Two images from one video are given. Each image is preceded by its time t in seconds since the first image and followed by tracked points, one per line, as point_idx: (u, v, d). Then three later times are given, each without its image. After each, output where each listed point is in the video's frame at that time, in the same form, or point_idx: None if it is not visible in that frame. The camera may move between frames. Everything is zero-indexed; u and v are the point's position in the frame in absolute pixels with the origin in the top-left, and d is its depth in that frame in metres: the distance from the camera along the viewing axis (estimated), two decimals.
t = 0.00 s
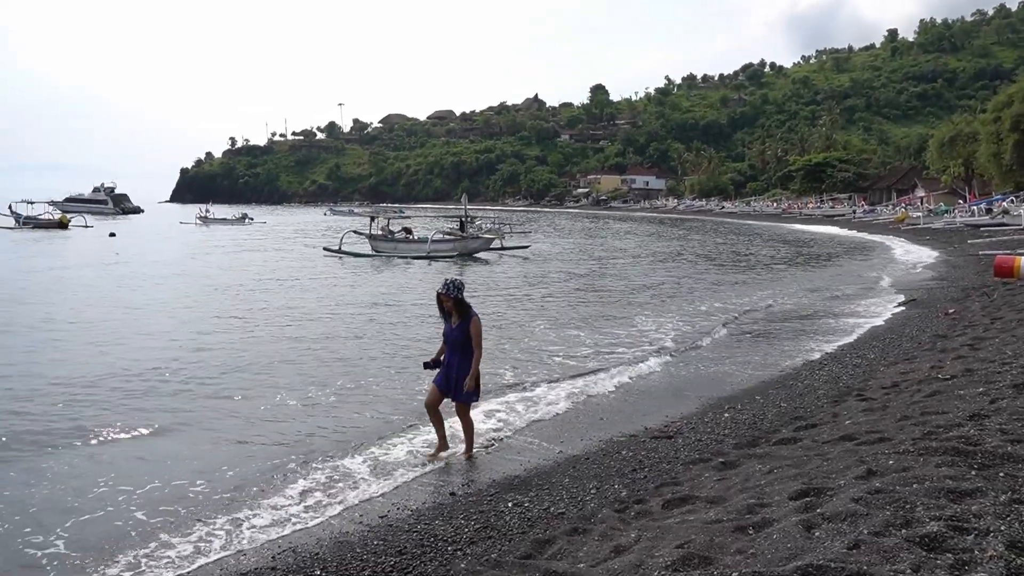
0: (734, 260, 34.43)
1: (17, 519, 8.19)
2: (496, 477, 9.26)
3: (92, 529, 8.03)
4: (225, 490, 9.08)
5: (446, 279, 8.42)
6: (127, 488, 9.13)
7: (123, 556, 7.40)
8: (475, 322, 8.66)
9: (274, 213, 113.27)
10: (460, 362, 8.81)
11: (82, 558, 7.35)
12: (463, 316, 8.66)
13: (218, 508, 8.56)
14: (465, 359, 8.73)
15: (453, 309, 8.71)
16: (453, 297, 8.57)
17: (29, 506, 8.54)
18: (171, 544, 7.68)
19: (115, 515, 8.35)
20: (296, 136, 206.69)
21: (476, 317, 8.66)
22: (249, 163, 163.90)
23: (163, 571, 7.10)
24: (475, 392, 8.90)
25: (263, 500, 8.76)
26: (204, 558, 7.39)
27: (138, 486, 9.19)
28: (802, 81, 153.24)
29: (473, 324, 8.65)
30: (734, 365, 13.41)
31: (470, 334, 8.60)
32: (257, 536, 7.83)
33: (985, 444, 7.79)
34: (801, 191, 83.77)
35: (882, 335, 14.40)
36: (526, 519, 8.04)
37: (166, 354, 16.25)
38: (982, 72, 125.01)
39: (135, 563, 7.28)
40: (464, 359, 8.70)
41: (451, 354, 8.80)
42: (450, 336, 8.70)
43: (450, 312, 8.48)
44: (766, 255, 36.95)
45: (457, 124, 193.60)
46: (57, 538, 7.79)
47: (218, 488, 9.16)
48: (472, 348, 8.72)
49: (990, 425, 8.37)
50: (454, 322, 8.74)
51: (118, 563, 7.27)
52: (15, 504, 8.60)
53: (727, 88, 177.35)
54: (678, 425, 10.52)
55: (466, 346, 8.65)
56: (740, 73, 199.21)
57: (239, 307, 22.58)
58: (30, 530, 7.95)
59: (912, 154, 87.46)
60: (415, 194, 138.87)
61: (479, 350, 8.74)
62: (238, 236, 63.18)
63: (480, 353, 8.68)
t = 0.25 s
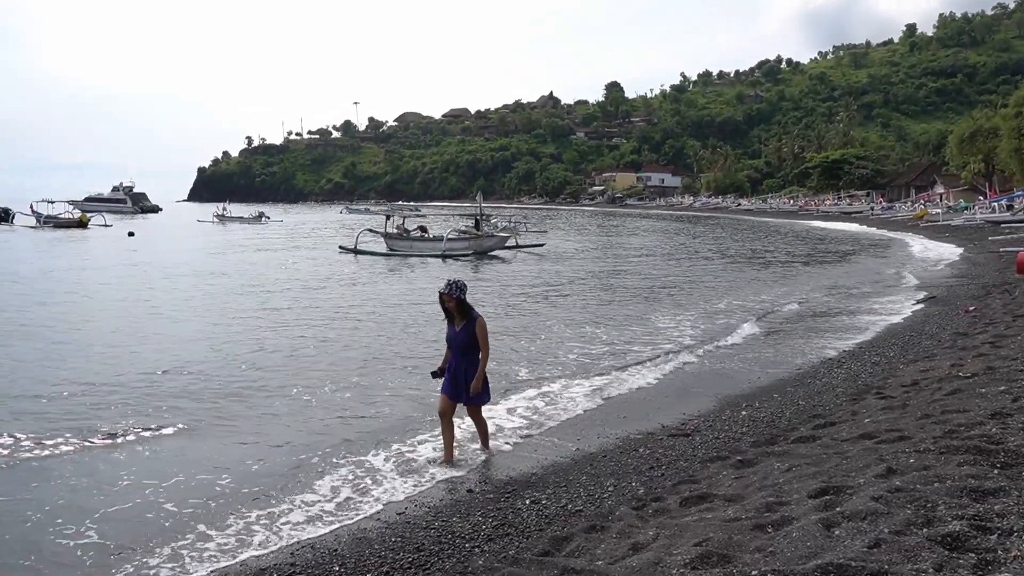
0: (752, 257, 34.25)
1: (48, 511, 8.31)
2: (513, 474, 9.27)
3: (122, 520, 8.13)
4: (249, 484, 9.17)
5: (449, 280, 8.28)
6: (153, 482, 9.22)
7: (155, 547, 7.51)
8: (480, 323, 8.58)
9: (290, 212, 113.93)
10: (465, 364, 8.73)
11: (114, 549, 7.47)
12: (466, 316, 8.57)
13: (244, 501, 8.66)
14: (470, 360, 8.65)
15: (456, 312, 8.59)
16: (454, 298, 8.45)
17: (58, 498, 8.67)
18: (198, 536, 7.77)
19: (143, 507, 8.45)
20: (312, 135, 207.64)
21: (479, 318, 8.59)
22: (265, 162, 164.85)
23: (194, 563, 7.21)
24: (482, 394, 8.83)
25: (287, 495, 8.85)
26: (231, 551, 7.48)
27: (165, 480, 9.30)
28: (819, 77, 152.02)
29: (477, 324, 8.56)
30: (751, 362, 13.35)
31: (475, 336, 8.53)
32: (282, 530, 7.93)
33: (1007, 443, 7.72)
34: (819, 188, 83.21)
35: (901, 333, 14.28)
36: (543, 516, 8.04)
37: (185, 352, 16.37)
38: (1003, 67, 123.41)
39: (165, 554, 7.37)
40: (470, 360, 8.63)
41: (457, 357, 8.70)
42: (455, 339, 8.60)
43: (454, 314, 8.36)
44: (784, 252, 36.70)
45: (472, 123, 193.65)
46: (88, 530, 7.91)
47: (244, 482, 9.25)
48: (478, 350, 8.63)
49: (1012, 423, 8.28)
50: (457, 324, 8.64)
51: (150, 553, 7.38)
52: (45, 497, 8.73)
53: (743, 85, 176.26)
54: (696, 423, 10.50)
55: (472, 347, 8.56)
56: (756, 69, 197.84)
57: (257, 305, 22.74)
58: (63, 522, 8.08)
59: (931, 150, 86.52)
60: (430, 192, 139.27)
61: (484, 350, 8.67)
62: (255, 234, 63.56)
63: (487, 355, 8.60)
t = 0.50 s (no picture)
0: (777, 253, 33.91)
1: (83, 501, 8.50)
2: (537, 470, 9.27)
3: (155, 511, 8.30)
4: (277, 477, 9.30)
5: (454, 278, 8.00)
6: (184, 474, 9.39)
7: (188, 537, 7.66)
8: (485, 318, 8.36)
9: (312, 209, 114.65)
10: (475, 360, 8.54)
11: (148, 538, 7.63)
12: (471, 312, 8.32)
13: (273, 493, 8.79)
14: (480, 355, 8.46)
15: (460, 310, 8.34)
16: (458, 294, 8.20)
17: (93, 489, 8.86)
18: (228, 528, 7.89)
19: (175, 498, 8.62)
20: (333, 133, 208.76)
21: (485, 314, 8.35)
22: (287, 160, 166.04)
23: (227, 553, 7.34)
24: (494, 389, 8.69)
25: (314, 488, 8.95)
26: (260, 543, 7.58)
27: (195, 471, 9.47)
28: (844, 71, 150.14)
29: (483, 320, 8.32)
30: (775, 359, 13.24)
31: (482, 332, 8.31)
32: (308, 524, 8.01)
33: None
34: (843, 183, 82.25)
35: (928, 329, 14.09)
36: (568, 512, 8.04)
37: (210, 349, 16.53)
38: None
39: (198, 545, 7.52)
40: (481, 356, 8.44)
41: (466, 356, 8.48)
42: (463, 338, 8.37)
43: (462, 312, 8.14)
44: (810, 248, 36.29)
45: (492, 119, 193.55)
46: (123, 519, 8.09)
47: (273, 474, 9.39)
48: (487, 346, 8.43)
49: None
50: (463, 322, 8.40)
51: (183, 543, 7.53)
52: (80, 488, 8.93)
53: (766, 79, 174.53)
54: (720, 419, 10.43)
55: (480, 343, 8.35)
56: (780, 63, 195.76)
57: (281, 302, 22.92)
58: (97, 512, 8.26)
59: (959, 144, 85.11)
60: (453, 189, 139.78)
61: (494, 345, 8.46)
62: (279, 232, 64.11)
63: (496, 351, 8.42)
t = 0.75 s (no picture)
0: (799, 251, 33.64)
1: (112, 492, 8.67)
2: (558, 468, 9.27)
3: (182, 502, 8.45)
4: (302, 471, 9.41)
5: (472, 272, 7.78)
6: (210, 467, 9.56)
7: (216, 529, 7.80)
8: (500, 313, 8.18)
9: (333, 208, 115.31)
10: (488, 357, 8.35)
11: (177, 529, 7.77)
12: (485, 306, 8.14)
13: (298, 487, 8.91)
14: (494, 350, 8.29)
15: (475, 304, 8.12)
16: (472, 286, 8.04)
17: (122, 480, 9.05)
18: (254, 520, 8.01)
19: (202, 490, 8.78)
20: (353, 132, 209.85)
21: (500, 308, 8.17)
22: (307, 159, 167.16)
23: (255, 543, 7.49)
24: (507, 384, 8.53)
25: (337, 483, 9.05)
26: (286, 536, 7.68)
27: (220, 465, 9.63)
28: (867, 66, 148.47)
29: (497, 315, 8.14)
30: (799, 357, 13.14)
31: (496, 326, 8.12)
32: (332, 519, 8.09)
33: None
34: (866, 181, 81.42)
35: (954, 328, 13.90)
36: (590, 510, 8.03)
37: (231, 348, 16.63)
38: None
39: (225, 536, 7.64)
40: (494, 350, 8.26)
41: (479, 352, 8.30)
42: (476, 334, 8.15)
43: (479, 306, 7.95)
44: (833, 245, 35.94)
45: (512, 117, 193.59)
46: (153, 508, 8.28)
47: (297, 468, 9.53)
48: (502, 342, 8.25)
49: None
50: (476, 317, 8.19)
51: (211, 535, 7.67)
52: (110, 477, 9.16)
53: (787, 75, 173.02)
54: (742, 417, 10.39)
55: (494, 338, 8.19)
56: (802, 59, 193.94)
57: (302, 301, 23.11)
58: (125, 503, 8.43)
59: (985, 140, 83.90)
60: (473, 187, 140.59)
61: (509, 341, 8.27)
62: (300, 231, 64.48)
63: (512, 346, 8.25)
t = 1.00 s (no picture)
0: (822, 251, 33.32)
1: (140, 485, 8.93)
2: (578, 467, 9.26)
3: (205, 497, 8.61)
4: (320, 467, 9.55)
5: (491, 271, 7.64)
6: (231, 462, 9.73)
7: (240, 522, 7.98)
8: (514, 313, 8.04)
9: (351, 207, 115.89)
10: (500, 357, 8.18)
11: (202, 521, 7.96)
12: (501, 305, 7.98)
13: (317, 482, 9.05)
14: (508, 351, 8.13)
15: (490, 303, 7.96)
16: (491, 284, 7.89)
17: (151, 472, 9.34)
18: (274, 516, 8.14)
19: (224, 485, 8.95)
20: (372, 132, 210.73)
21: (514, 309, 8.02)
22: (326, 159, 168.13)
23: (280, 535, 7.68)
24: (516, 387, 8.38)
25: (357, 479, 9.15)
26: (307, 531, 7.78)
27: (241, 460, 9.79)
28: (890, 64, 146.69)
29: (513, 315, 7.98)
30: (820, 357, 13.02)
31: (511, 327, 7.98)
32: (353, 516, 8.17)
33: None
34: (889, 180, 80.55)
35: (980, 328, 13.72)
36: (610, 510, 8.01)
37: (249, 346, 16.73)
38: None
39: (248, 530, 7.78)
40: (507, 351, 8.10)
41: (491, 351, 8.13)
42: (488, 333, 8.00)
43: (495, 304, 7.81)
44: (856, 245, 35.56)
45: (530, 117, 193.39)
46: (181, 500, 8.54)
47: (315, 464, 9.68)
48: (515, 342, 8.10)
49: None
50: (490, 316, 8.04)
51: (236, 527, 7.86)
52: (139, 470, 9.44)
53: (808, 74, 171.38)
54: (763, 418, 10.31)
55: (508, 338, 8.03)
56: (823, 57, 191.97)
57: (322, 299, 23.31)
58: (149, 497, 8.61)
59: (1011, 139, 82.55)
60: (491, 186, 140.76)
61: (522, 343, 8.11)
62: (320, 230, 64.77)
63: (524, 347, 8.11)
